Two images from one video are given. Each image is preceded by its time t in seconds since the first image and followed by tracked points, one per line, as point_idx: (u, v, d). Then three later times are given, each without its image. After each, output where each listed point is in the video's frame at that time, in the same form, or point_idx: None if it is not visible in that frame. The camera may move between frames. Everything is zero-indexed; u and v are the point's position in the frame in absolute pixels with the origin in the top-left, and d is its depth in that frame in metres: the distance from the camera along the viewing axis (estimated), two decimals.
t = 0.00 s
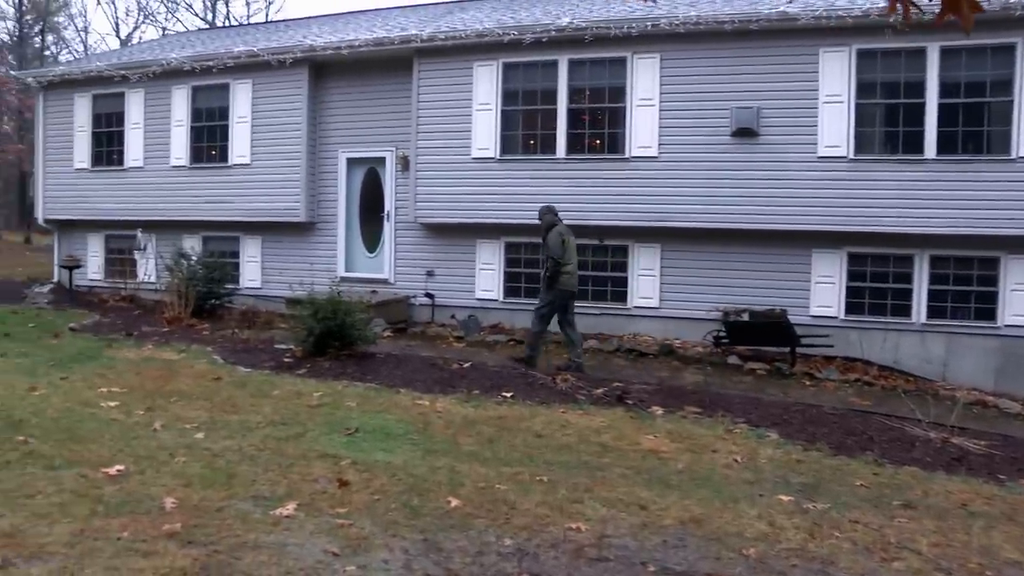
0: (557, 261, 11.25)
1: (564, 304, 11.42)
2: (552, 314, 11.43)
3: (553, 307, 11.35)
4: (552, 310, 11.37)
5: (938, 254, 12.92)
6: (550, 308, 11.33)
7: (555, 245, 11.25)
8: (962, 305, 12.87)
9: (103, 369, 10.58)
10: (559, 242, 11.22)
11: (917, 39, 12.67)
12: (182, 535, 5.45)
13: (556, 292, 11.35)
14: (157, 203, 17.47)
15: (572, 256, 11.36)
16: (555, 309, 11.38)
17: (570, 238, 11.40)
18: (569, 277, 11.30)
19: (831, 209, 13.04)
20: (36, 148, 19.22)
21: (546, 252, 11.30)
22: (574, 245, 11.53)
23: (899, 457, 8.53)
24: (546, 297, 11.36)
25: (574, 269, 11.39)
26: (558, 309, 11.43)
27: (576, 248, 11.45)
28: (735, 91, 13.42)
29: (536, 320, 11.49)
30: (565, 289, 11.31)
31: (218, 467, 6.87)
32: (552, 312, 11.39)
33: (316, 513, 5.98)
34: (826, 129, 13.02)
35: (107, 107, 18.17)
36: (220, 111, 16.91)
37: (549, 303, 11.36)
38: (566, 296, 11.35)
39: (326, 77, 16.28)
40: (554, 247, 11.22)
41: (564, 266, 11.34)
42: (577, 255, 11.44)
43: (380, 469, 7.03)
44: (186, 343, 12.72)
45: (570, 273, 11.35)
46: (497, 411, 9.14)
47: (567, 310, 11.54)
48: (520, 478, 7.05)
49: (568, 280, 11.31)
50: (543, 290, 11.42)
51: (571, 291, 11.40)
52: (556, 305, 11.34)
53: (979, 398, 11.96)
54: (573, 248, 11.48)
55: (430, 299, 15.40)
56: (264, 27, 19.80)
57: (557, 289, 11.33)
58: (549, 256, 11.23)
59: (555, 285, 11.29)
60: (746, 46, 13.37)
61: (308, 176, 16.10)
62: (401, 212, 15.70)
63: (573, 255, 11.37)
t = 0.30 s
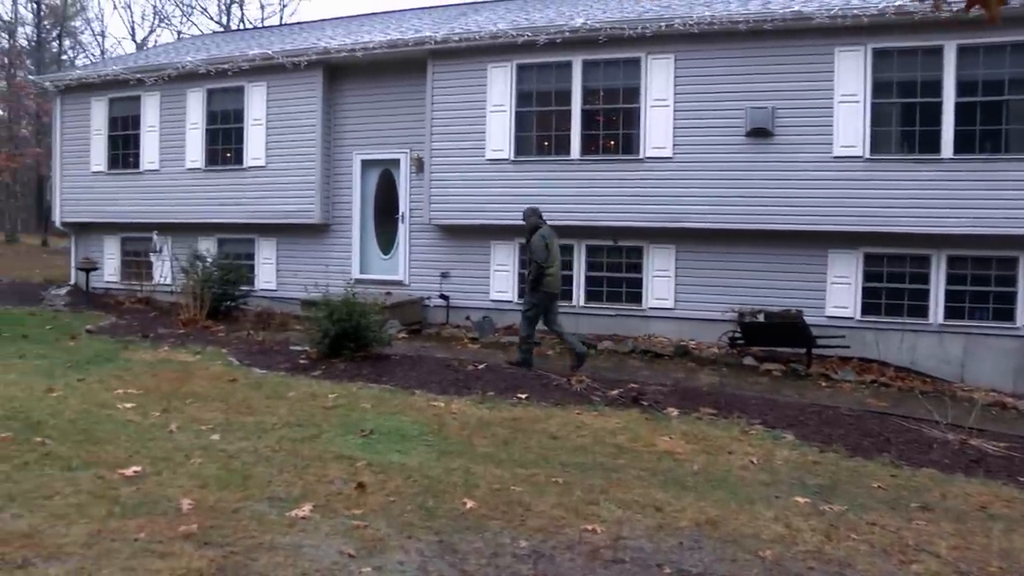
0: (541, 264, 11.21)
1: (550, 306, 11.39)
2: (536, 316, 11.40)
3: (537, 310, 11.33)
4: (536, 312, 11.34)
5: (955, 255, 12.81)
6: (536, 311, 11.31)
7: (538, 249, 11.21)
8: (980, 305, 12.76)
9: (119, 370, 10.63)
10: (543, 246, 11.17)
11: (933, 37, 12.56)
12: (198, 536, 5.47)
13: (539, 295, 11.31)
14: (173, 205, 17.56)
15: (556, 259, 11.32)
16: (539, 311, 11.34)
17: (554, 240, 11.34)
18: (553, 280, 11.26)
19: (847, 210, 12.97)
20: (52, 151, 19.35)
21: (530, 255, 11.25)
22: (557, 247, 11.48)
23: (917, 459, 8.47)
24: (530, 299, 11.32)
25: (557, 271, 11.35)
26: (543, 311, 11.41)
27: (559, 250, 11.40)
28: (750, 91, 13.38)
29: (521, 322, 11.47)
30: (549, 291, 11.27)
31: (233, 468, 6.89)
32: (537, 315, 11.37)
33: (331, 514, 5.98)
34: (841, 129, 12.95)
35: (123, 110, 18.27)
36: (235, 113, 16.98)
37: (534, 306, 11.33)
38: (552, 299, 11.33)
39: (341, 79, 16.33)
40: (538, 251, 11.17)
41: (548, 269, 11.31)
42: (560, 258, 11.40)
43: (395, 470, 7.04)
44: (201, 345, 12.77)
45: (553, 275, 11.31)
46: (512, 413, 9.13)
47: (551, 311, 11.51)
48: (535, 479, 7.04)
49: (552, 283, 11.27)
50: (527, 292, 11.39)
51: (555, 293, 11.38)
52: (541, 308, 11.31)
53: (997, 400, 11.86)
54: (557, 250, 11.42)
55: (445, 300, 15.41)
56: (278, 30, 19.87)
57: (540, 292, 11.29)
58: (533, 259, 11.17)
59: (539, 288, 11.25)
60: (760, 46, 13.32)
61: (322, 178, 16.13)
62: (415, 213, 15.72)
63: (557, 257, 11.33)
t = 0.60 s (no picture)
0: (528, 260, 11.25)
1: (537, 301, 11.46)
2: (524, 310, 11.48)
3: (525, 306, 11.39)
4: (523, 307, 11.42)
5: (972, 256, 12.72)
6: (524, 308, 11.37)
7: (526, 245, 11.25)
8: (997, 308, 12.66)
9: (134, 368, 10.68)
10: (530, 242, 11.21)
11: (951, 37, 12.47)
12: (213, 534, 5.48)
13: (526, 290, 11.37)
14: (188, 205, 17.63)
15: (544, 254, 11.35)
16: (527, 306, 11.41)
17: (542, 235, 11.37)
18: (541, 275, 11.31)
19: (862, 211, 12.89)
20: (69, 150, 19.47)
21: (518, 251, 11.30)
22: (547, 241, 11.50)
23: (933, 462, 8.42)
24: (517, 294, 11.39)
25: (546, 267, 11.40)
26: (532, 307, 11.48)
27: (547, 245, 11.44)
28: (765, 91, 13.33)
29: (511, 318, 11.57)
30: (537, 287, 11.32)
31: (248, 466, 6.91)
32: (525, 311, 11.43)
33: (345, 513, 6.00)
34: (857, 130, 12.88)
35: (138, 110, 18.36)
36: (250, 113, 17.03)
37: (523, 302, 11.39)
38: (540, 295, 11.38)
39: (355, 78, 16.36)
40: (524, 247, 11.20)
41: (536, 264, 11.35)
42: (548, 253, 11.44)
43: (409, 469, 7.05)
44: (216, 344, 12.81)
45: (542, 270, 11.36)
46: (526, 413, 9.13)
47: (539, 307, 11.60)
48: (549, 479, 7.04)
49: (540, 279, 11.32)
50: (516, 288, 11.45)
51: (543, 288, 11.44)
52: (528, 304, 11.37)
53: (1014, 403, 11.78)
54: (545, 245, 11.47)
55: (458, 300, 15.43)
56: (293, 30, 19.94)
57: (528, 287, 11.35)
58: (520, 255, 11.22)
59: (527, 284, 11.30)
60: (776, 46, 13.27)
61: (337, 178, 16.16)
62: (429, 213, 15.73)
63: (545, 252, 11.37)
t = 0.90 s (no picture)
0: (514, 260, 11.52)
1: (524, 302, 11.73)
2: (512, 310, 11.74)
3: (515, 305, 11.61)
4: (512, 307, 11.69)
5: (989, 255, 12.60)
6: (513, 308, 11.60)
7: (511, 246, 11.53)
8: (1015, 307, 12.53)
9: (150, 368, 10.73)
10: (516, 243, 11.48)
11: (968, 33, 12.35)
12: (229, 533, 5.50)
13: (514, 290, 11.64)
14: (202, 204, 17.69)
15: (530, 254, 11.60)
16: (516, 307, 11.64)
17: (528, 237, 11.65)
18: (527, 276, 11.57)
19: (877, 209, 12.81)
20: (85, 151, 19.57)
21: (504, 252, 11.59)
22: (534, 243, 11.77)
23: (950, 462, 8.36)
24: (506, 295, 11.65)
25: (532, 267, 11.65)
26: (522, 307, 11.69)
27: (535, 246, 11.69)
28: (779, 89, 13.28)
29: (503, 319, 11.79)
30: (524, 288, 11.57)
31: (264, 466, 6.93)
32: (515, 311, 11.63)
33: (361, 513, 6.00)
34: (872, 127, 12.80)
35: (153, 111, 18.43)
36: (263, 113, 17.08)
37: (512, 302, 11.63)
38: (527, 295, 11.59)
39: (369, 78, 16.38)
40: (509, 248, 11.48)
41: (523, 265, 11.59)
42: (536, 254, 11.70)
43: (424, 469, 7.05)
44: (231, 343, 12.86)
45: (528, 271, 11.62)
46: (540, 412, 9.13)
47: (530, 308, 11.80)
48: (564, 479, 7.03)
49: (527, 279, 11.57)
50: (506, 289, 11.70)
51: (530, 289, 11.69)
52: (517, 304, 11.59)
53: None
54: (533, 246, 11.72)
55: (472, 300, 15.44)
56: (306, 30, 19.99)
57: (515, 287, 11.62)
58: (506, 256, 11.49)
59: (514, 285, 11.57)
60: (790, 43, 13.21)
61: (350, 178, 16.18)
62: (443, 213, 15.73)
63: (531, 253, 11.62)
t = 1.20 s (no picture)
0: (498, 255, 11.74)
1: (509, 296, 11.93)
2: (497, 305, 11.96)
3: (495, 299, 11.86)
4: (496, 302, 11.91)
5: (1002, 257, 12.54)
6: (494, 301, 11.87)
7: (496, 241, 11.75)
8: None
9: (162, 367, 10.77)
10: (500, 238, 11.70)
11: (982, 35, 12.27)
12: (240, 533, 5.51)
13: (497, 284, 11.86)
14: (214, 205, 17.75)
15: (514, 251, 11.78)
16: (496, 300, 11.90)
17: (515, 233, 11.84)
18: (510, 271, 11.77)
19: (889, 211, 12.76)
20: (97, 151, 19.66)
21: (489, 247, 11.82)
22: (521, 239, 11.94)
23: (963, 466, 8.31)
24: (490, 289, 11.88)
25: (518, 263, 11.82)
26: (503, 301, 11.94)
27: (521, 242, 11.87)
28: (791, 90, 13.25)
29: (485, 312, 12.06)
30: (507, 283, 11.78)
31: (275, 466, 6.94)
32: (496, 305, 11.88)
33: (371, 513, 6.00)
34: (885, 129, 12.75)
35: (165, 111, 18.49)
36: (275, 114, 17.11)
37: (492, 296, 11.88)
38: (508, 290, 11.81)
39: (380, 78, 16.40)
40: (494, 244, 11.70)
41: (507, 260, 11.80)
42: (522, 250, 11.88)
43: (435, 470, 7.05)
44: (242, 343, 12.90)
45: (513, 266, 11.80)
46: (551, 413, 9.12)
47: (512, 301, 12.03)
48: (575, 480, 7.02)
49: (510, 274, 11.77)
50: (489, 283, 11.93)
51: (515, 284, 11.87)
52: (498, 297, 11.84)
53: None
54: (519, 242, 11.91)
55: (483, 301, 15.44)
56: (317, 31, 20.02)
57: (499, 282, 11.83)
58: (490, 251, 11.73)
59: (497, 279, 11.79)
60: (802, 45, 13.18)
61: (361, 178, 16.20)
62: (453, 214, 15.73)
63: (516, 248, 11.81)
